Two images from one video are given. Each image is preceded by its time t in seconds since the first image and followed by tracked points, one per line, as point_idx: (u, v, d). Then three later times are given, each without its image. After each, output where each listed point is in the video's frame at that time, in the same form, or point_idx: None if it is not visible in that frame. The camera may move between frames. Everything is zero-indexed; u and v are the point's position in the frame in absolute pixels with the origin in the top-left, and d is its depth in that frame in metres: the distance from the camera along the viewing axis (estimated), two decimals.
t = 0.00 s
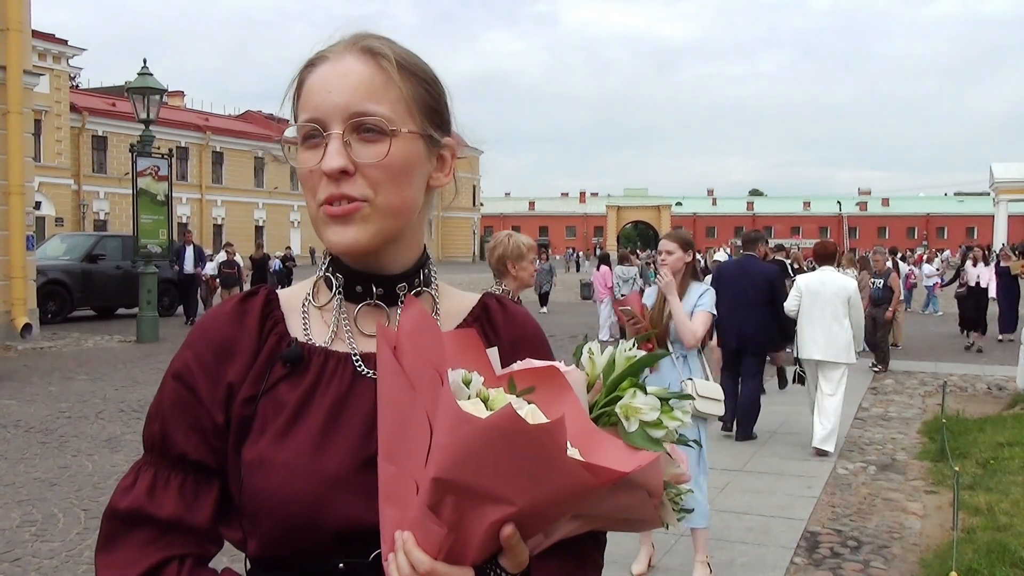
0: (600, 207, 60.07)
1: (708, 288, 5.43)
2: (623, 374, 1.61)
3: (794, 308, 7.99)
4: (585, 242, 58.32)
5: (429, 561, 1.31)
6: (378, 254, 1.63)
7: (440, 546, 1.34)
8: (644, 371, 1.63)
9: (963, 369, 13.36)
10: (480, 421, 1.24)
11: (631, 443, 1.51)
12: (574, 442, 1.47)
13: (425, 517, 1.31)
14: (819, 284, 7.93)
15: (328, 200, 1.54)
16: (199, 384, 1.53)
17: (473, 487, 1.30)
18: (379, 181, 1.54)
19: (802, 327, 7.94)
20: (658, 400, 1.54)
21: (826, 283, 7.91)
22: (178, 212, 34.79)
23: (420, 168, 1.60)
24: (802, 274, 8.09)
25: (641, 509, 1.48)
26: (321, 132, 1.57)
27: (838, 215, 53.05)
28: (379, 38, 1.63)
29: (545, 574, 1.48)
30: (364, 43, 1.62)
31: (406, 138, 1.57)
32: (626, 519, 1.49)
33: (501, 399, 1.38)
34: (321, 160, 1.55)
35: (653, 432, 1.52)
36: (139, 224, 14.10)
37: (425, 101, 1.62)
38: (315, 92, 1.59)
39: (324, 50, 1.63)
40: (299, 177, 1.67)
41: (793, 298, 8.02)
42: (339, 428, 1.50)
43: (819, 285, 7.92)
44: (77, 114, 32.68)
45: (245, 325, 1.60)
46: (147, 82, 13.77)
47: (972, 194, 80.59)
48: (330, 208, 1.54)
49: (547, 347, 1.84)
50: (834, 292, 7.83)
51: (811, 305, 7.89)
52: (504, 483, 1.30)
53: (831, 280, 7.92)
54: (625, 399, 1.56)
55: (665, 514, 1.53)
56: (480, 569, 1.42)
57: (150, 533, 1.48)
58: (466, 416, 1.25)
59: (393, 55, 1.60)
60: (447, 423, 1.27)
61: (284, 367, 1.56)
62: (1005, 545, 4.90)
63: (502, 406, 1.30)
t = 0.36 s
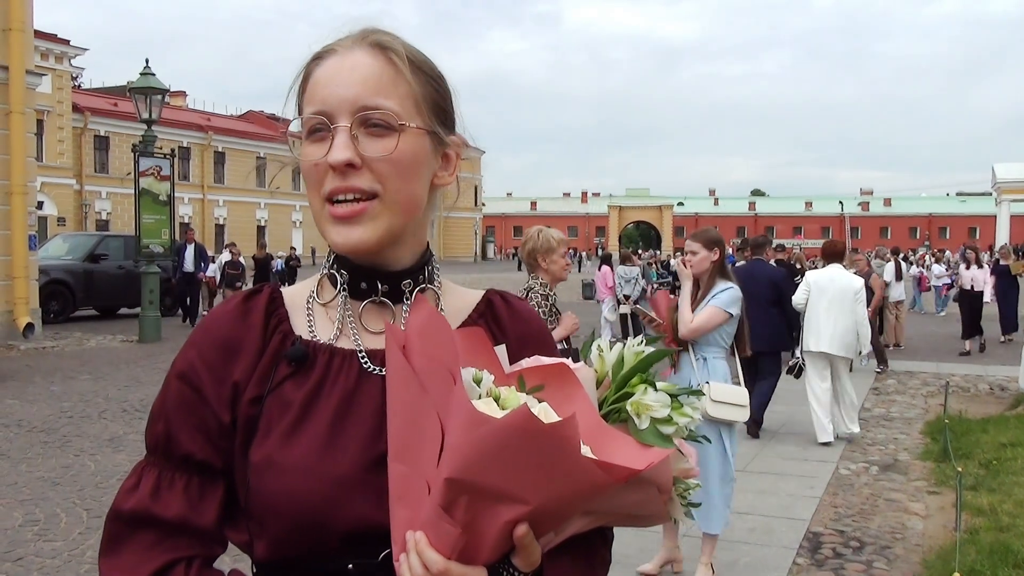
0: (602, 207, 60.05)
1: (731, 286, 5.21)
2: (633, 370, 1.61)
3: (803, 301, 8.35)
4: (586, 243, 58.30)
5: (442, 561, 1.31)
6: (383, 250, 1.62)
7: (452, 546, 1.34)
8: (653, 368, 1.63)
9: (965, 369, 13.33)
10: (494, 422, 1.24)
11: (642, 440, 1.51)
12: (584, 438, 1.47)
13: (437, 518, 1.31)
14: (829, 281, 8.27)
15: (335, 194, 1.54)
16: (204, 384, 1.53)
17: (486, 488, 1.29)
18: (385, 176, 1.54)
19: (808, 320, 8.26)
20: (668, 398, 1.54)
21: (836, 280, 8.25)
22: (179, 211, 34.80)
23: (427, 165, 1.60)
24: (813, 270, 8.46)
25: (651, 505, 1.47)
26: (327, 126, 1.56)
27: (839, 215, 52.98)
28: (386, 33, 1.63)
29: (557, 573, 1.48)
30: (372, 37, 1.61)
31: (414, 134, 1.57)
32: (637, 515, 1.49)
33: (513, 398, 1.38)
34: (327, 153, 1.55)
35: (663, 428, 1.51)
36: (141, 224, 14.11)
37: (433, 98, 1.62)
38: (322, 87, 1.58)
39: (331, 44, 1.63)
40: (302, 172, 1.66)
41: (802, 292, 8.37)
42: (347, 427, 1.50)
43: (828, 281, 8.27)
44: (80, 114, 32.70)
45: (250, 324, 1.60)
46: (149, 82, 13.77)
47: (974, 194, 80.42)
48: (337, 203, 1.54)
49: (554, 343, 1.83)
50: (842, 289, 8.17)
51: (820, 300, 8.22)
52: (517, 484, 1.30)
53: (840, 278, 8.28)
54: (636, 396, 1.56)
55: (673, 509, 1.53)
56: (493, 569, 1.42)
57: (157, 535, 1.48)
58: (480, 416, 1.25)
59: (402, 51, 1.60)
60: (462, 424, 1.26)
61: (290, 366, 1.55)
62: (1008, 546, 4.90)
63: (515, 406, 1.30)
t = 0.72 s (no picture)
0: (605, 206, 60.02)
1: (747, 288, 5.15)
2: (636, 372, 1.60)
3: (814, 300, 8.69)
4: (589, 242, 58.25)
5: (445, 565, 1.30)
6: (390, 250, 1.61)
7: (454, 549, 1.33)
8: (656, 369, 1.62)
9: (968, 370, 13.30)
10: (498, 427, 1.23)
11: (643, 443, 1.50)
12: (587, 441, 1.46)
13: (439, 522, 1.30)
14: (838, 281, 8.60)
15: (343, 197, 1.52)
16: (207, 384, 1.52)
17: (490, 491, 1.28)
18: (394, 177, 1.53)
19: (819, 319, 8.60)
20: (671, 401, 1.53)
21: (844, 280, 8.58)
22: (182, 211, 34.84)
23: (434, 165, 1.59)
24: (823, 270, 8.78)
25: (654, 508, 1.47)
26: (335, 127, 1.55)
27: (843, 215, 52.90)
28: (391, 33, 1.62)
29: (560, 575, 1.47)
30: (377, 37, 1.60)
31: (422, 135, 1.57)
32: (641, 518, 1.48)
33: (517, 402, 1.36)
34: (336, 155, 1.53)
35: (667, 432, 1.51)
36: (144, 223, 14.11)
37: (438, 98, 1.62)
38: (328, 88, 1.57)
39: (336, 44, 1.61)
40: (308, 174, 1.65)
41: (812, 291, 8.71)
42: (349, 429, 1.49)
43: (836, 281, 8.60)
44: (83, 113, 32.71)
45: (252, 324, 1.59)
46: (153, 82, 13.78)
47: (977, 194, 80.19)
48: (346, 205, 1.52)
49: (557, 343, 1.83)
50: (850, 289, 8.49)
51: (829, 300, 8.57)
52: (520, 488, 1.29)
53: (847, 278, 8.61)
54: (638, 399, 1.55)
55: (676, 511, 1.52)
56: (495, 572, 1.41)
57: (159, 534, 1.47)
58: (484, 421, 1.23)
59: (408, 51, 1.60)
60: (465, 429, 1.25)
61: (292, 366, 1.54)
62: (1012, 547, 4.88)
63: (518, 411, 1.29)
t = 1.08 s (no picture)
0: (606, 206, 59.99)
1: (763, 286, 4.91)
2: (631, 371, 1.60)
3: (816, 300, 8.85)
4: (590, 241, 58.16)
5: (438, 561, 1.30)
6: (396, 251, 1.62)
7: (448, 545, 1.33)
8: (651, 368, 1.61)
9: (971, 368, 13.28)
10: (489, 419, 1.23)
11: (638, 439, 1.49)
12: (582, 437, 1.46)
13: (434, 518, 1.30)
14: (838, 279, 8.78)
15: (370, 204, 1.52)
16: (203, 385, 1.52)
17: (484, 486, 1.29)
18: (415, 180, 1.55)
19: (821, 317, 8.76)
20: (666, 397, 1.52)
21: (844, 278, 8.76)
22: (184, 212, 34.87)
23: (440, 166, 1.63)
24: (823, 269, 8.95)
25: (650, 507, 1.47)
26: (353, 136, 1.54)
27: (844, 214, 52.84)
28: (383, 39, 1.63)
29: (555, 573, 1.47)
30: (372, 42, 1.61)
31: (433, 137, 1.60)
32: (636, 516, 1.48)
33: (512, 397, 1.36)
34: (357, 163, 1.52)
35: (661, 428, 1.50)
36: (146, 224, 14.12)
37: (433, 99, 1.65)
38: (334, 96, 1.56)
39: (329, 50, 1.59)
40: (308, 183, 1.63)
41: (814, 290, 8.88)
42: (345, 428, 1.49)
43: (837, 279, 8.78)
44: (84, 115, 32.73)
45: (249, 325, 1.59)
46: (154, 84, 13.79)
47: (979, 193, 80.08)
48: (373, 212, 1.52)
49: (555, 345, 1.82)
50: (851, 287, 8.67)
51: (831, 299, 8.73)
52: (513, 483, 1.29)
53: (847, 276, 8.78)
54: (633, 396, 1.54)
55: (673, 511, 1.52)
56: (489, 570, 1.41)
57: (155, 535, 1.47)
58: (476, 413, 1.24)
59: (406, 56, 1.61)
60: (458, 422, 1.26)
61: (289, 366, 1.55)
62: (1015, 545, 4.88)
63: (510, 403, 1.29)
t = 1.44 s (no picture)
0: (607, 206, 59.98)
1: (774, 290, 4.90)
2: (624, 363, 1.60)
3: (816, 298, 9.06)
4: (591, 241, 58.12)
5: (439, 561, 1.30)
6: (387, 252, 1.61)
7: (448, 546, 1.33)
8: (644, 360, 1.61)
9: (973, 368, 13.25)
10: (487, 418, 1.22)
11: (636, 433, 1.49)
12: (578, 433, 1.45)
13: (433, 519, 1.30)
14: (836, 278, 8.95)
15: (362, 209, 1.52)
16: (194, 394, 1.52)
17: (482, 484, 1.29)
18: (407, 185, 1.55)
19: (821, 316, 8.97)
20: (660, 390, 1.52)
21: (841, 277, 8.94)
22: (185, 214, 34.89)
23: (429, 170, 1.62)
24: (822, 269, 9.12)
25: (648, 500, 1.47)
26: (344, 141, 1.53)
27: (846, 214, 52.78)
28: (374, 41, 1.62)
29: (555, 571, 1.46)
30: (362, 45, 1.60)
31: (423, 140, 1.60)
32: (635, 510, 1.48)
33: (507, 397, 1.35)
34: (348, 169, 1.52)
35: (657, 421, 1.50)
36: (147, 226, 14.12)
37: (423, 101, 1.65)
38: (325, 100, 1.55)
39: (319, 53, 1.58)
40: (297, 188, 1.62)
41: (814, 289, 9.09)
42: (339, 432, 1.48)
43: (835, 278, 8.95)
44: (85, 117, 32.76)
45: (238, 331, 1.59)
46: (155, 85, 13.80)
47: (980, 192, 79.93)
48: (365, 217, 1.53)
49: (545, 341, 1.81)
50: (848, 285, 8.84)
51: (830, 297, 8.91)
52: (510, 482, 1.29)
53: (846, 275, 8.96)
54: (627, 389, 1.54)
55: (670, 503, 1.53)
56: (491, 568, 1.41)
57: (152, 546, 1.47)
58: (472, 413, 1.23)
59: (398, 57, 1.61)
60: (454, 425, 1.26)
61: (280, 372, 1.54)
62: (1017, 545, 4.87)
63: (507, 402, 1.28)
